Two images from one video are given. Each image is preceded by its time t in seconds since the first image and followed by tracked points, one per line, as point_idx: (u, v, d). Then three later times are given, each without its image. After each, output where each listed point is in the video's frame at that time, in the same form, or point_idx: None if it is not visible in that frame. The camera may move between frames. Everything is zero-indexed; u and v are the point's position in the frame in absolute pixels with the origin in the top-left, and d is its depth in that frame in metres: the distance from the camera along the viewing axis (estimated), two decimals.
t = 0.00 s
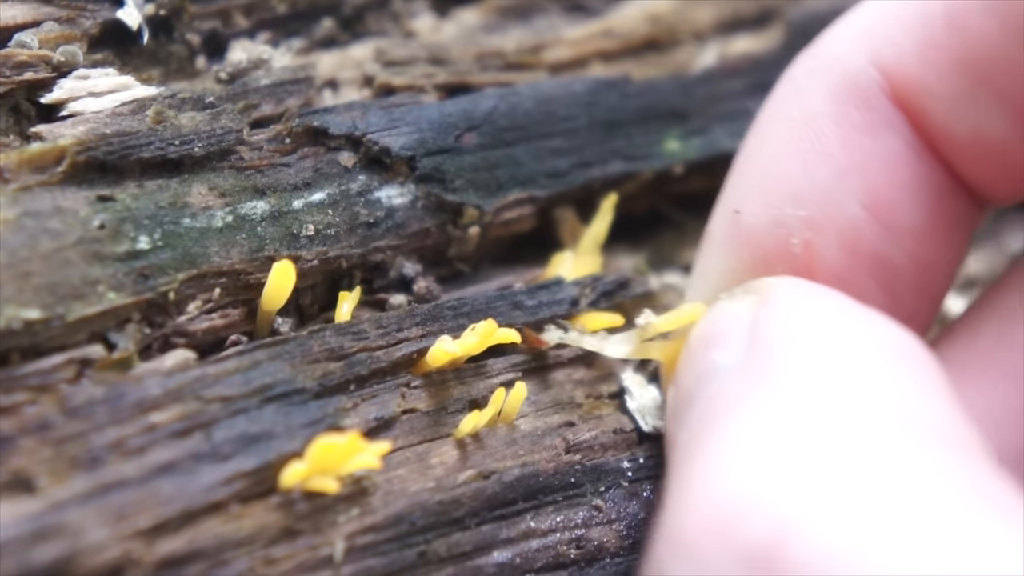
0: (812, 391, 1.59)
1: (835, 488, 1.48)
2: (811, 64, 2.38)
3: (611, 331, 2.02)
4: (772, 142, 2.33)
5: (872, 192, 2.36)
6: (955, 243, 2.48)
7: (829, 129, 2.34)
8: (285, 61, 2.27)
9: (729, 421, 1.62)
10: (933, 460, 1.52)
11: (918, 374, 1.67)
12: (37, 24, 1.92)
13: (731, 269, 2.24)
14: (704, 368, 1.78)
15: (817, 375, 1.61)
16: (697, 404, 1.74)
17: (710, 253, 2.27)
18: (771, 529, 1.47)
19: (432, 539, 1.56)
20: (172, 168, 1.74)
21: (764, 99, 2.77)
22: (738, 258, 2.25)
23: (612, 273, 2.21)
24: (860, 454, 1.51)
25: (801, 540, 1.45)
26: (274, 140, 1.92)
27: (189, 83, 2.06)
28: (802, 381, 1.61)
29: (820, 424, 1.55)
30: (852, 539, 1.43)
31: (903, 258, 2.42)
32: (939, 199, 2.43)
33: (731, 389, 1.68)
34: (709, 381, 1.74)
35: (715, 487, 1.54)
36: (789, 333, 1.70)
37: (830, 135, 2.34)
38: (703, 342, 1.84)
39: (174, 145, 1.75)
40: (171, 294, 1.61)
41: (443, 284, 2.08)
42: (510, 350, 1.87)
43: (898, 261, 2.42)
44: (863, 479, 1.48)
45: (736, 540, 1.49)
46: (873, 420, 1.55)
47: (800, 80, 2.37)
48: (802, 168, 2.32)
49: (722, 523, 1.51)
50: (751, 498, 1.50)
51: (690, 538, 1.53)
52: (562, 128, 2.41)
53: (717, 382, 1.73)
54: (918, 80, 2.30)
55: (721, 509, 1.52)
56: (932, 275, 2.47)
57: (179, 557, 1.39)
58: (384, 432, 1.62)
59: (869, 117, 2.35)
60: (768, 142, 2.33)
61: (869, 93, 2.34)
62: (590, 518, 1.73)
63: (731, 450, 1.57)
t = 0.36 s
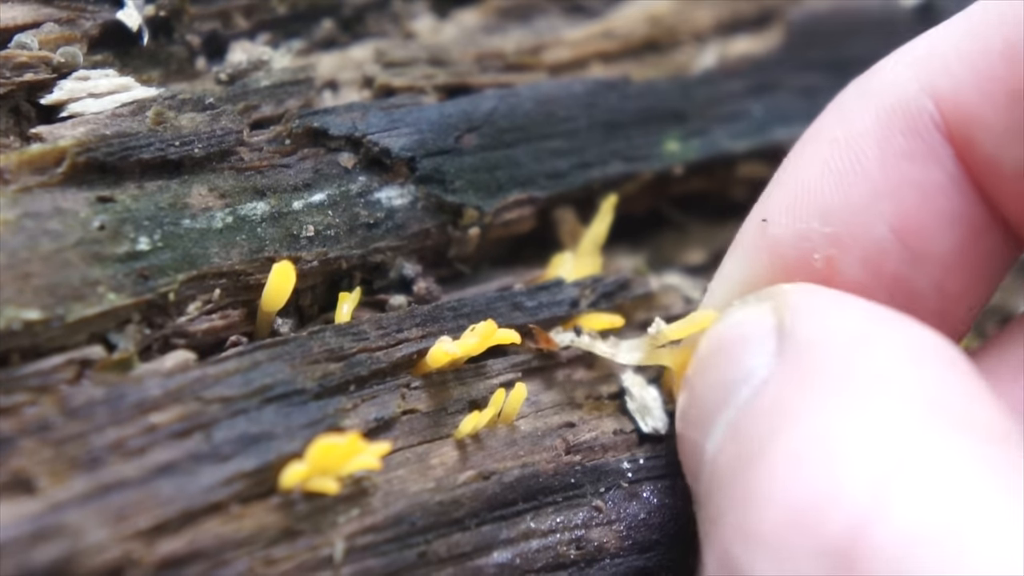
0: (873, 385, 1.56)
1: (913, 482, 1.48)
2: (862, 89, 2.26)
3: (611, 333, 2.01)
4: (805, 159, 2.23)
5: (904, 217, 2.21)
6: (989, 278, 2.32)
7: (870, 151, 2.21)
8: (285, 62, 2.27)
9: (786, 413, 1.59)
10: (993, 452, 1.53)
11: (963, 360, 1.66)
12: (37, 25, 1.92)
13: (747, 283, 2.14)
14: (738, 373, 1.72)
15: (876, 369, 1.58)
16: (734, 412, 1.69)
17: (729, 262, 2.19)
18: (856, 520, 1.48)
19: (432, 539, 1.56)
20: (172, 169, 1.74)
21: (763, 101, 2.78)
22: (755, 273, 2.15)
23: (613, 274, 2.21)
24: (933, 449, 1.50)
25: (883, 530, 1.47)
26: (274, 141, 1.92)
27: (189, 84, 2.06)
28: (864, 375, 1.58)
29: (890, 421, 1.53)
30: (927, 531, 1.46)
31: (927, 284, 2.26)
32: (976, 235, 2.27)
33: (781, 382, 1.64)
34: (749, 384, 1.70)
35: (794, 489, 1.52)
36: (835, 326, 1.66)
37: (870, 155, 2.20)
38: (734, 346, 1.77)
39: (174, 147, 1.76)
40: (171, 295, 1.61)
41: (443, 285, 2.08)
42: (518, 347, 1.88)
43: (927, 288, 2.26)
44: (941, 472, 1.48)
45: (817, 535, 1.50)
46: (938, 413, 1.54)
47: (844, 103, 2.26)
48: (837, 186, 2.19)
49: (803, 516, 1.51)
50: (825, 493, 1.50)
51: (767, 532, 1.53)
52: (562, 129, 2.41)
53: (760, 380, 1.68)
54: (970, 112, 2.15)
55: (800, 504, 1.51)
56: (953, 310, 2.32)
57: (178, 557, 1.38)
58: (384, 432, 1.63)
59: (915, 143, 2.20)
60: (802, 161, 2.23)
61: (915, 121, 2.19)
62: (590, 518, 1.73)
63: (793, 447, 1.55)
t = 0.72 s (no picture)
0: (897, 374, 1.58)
1: (925, 461, 1.51)
2: (872, 92, 2.26)
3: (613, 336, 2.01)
4: (823, 164, 2.23)
5: (926, 222, 2.20)
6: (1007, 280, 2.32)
7: (889, 156, 2.20)
8: (285, 63, 2.27)
9: (809, 396, 1.61)
10: (1007, 445, 1.56)
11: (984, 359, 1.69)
12: (37, 26, 1.92)
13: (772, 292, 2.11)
14: (766, 374, 1.72)
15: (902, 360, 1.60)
16: (760, 414, 1.69)
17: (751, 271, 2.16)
18: (860, 488, 1.51)
19: (432, 541, 1.56)
20: (172, 171, 1.74)
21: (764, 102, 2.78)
22: (780, 283, 2.13)
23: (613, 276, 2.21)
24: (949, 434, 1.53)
25: (892, 498, 1.50)
26: (274, 142, 1.92)
27: (189, 85, 2.06)
28: (889, 362, 1.60)
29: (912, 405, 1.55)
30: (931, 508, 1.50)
31: (951, 289, 2.25)
32: (995, 234, 2.26)
33: (807, 372, 1.65)
34: (778, 379, 1.69)
35: (806, 454, 1.54)
36: (859, 323, 1.68)
37: (890, 161, 2.20)
38: (758, 353, 1.76)
39: (174, 148, 1.76)
40: (171, 296, 1.60)
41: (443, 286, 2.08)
42: (530, 351, 1.90)
43: (947, 291, 2.25)
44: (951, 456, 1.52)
45: (824, 495, 1.52)
46: (957, 403, 1.56)
47: (857, 108, 2.26)
48: (858, 193, 2.19)
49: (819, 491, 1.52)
50: (845, 470, 1.52)
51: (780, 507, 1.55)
52: (562, 130, 2.41)
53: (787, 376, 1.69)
54: (985, 111, 2.15)
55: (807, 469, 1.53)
56: (973, 314, 2.31)
57: (178, 559, 1.38)
58: (384, 434, 1.63)
59: (934, 145, 2.20)
60: (819, 167, 2.23)
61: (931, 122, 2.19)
62: (590, 520, 1.73)
63: (818, 429, 1.56)
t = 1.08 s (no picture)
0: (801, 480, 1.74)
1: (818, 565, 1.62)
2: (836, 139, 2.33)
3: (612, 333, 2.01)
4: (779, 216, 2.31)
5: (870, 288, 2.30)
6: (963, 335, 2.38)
7: (841, 211, 2.28)
8: (285, 60, 2.27)
9: (728, 499, 1.72)
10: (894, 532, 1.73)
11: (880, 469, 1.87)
12: (37, 23, 1.92)
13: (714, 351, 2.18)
14: (691, 439, 1.85)
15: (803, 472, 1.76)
16: (695, 476, 1.77)
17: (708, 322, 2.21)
18: None
19: (432, 538, 1.57)
20: (172, 168, 1.74)
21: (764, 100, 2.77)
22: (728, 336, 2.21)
23: (613, 273, 2.21)
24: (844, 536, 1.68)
25: None
26: (274, 139, 1.92)
27: (189, 82, 2.06)
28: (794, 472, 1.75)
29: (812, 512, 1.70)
30: None
31: (898, 347, 2.35)
32: (954, 287, 2.34)
33: (722, 475, 1.77)
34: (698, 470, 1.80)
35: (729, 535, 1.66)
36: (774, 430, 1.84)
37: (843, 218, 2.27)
38: (692, 437, 1.85)
39: (174, 145, 1.75)
40: (171, 293, 1.61)
41: (443, 284, 2.07)
42: (542, 348, 1.93)
43: (893, 356, 2.35)
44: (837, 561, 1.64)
45: None
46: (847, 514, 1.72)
47: (823, 153, 2.32)
48: (806, 251, 2.27)
49: None
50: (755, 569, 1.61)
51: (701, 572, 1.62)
52: (562, 128, 2.40)
53: (711, 470, 1.79)
54: (940, 163, 2.24)
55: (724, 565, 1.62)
56: (906, 365, 2.36)
57: (178, 556, 1.38)
58: (384, 431, 1.63)
59: (881, 207, 2.28)
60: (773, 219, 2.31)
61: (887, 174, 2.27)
62: (590, 517, 1.73)
63: (734, 533, 1.67)
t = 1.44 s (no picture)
0: (859, 431, 1.63)
1: (884, 501, 1.54)
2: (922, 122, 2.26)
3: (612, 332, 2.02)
4: (864, 190, 2.22)
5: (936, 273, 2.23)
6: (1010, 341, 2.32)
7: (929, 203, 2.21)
8: (284, 59, 2.27)
9: (778, 437, 1.66)
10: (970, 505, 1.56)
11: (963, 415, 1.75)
12: (36, 22, 1.92)
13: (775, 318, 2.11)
14: (743, 402, 1.79)
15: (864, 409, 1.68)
16: (741, 440, 1.73)
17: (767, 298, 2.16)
18: (803, 536, 1.53)
19: (432, 537, 1.57)
20: (172, 167, 1.74)
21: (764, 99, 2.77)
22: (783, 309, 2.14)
23: (613, 272, 2.21)
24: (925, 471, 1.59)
25: (825, 558, 1.51)
26: (274, 138, 1.92)
27: (189, 81, 2.05)
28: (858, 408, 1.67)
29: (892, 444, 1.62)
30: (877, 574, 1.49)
31: (947, 339, 2.29)
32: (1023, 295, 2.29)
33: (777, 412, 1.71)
34: (745, 417, 1.77)
35: (773, 498, 1.58)
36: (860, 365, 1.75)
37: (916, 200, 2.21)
38: (738, 390, 1.84)
39: (174, 144, 1.75)
40: (171, 292, 1.61)
41: (443, 282, 2.07)
42: (542, 346, 1.94)
43: (938, 347, 2.29)
44: (910, 494, 1.55)
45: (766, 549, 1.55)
46: (918, 445, 1.62)
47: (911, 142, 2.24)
48: (932, 231, 2.22)
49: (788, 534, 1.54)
50: (811, 507, 1.55)
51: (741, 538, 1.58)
52: (562, 127, 2.40)
53: (755, 428, 1.73)
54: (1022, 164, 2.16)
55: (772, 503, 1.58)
56: (999, 364, 2.33)
57: (178, 555, 1.38)
58: (383, 430, 1.63)
59: (953, 193, 2.22)
60: (859, 192, 2.22)
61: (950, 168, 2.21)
62: (590, 516, 1.74)
63: (773, 489, 1.60)
